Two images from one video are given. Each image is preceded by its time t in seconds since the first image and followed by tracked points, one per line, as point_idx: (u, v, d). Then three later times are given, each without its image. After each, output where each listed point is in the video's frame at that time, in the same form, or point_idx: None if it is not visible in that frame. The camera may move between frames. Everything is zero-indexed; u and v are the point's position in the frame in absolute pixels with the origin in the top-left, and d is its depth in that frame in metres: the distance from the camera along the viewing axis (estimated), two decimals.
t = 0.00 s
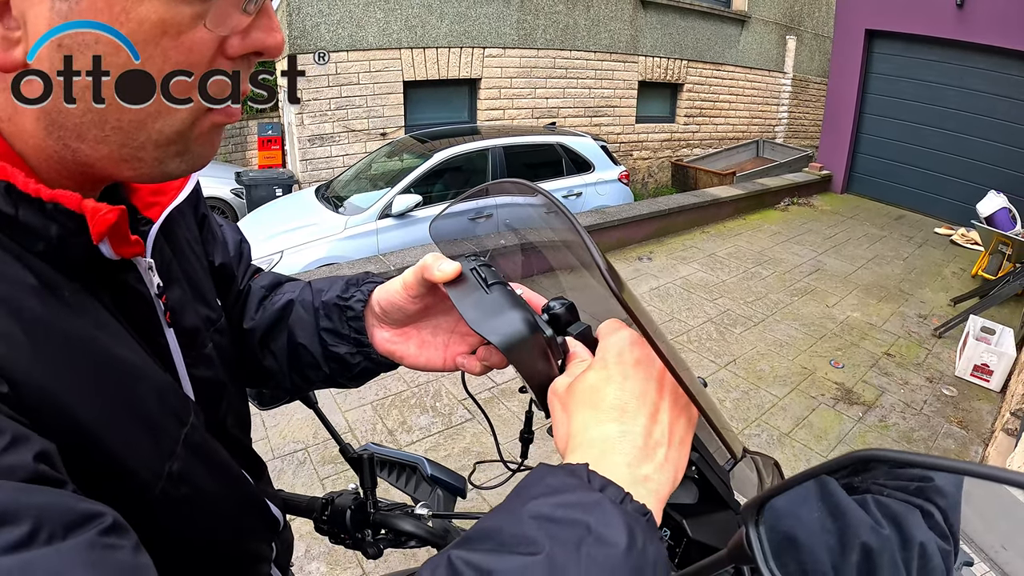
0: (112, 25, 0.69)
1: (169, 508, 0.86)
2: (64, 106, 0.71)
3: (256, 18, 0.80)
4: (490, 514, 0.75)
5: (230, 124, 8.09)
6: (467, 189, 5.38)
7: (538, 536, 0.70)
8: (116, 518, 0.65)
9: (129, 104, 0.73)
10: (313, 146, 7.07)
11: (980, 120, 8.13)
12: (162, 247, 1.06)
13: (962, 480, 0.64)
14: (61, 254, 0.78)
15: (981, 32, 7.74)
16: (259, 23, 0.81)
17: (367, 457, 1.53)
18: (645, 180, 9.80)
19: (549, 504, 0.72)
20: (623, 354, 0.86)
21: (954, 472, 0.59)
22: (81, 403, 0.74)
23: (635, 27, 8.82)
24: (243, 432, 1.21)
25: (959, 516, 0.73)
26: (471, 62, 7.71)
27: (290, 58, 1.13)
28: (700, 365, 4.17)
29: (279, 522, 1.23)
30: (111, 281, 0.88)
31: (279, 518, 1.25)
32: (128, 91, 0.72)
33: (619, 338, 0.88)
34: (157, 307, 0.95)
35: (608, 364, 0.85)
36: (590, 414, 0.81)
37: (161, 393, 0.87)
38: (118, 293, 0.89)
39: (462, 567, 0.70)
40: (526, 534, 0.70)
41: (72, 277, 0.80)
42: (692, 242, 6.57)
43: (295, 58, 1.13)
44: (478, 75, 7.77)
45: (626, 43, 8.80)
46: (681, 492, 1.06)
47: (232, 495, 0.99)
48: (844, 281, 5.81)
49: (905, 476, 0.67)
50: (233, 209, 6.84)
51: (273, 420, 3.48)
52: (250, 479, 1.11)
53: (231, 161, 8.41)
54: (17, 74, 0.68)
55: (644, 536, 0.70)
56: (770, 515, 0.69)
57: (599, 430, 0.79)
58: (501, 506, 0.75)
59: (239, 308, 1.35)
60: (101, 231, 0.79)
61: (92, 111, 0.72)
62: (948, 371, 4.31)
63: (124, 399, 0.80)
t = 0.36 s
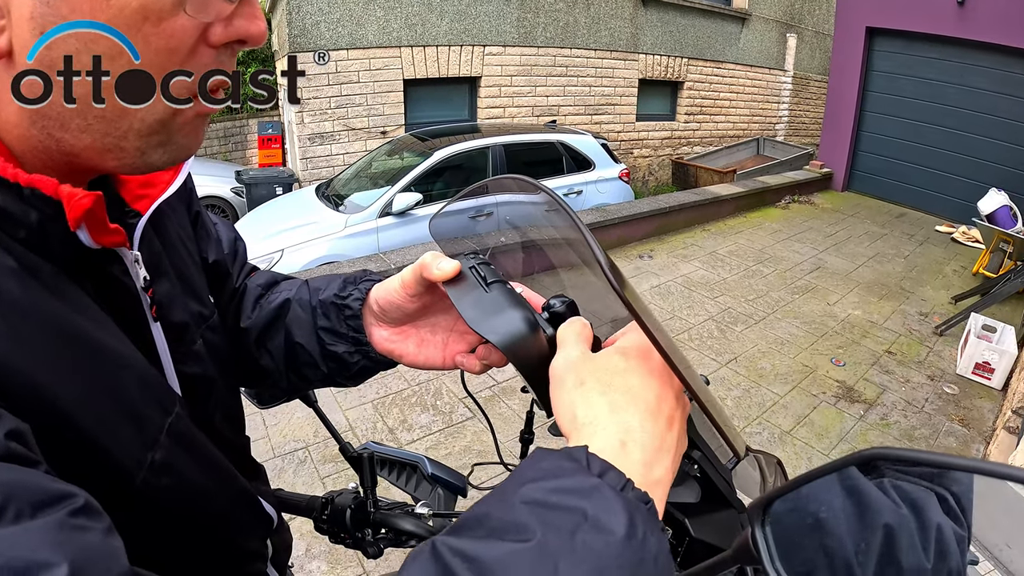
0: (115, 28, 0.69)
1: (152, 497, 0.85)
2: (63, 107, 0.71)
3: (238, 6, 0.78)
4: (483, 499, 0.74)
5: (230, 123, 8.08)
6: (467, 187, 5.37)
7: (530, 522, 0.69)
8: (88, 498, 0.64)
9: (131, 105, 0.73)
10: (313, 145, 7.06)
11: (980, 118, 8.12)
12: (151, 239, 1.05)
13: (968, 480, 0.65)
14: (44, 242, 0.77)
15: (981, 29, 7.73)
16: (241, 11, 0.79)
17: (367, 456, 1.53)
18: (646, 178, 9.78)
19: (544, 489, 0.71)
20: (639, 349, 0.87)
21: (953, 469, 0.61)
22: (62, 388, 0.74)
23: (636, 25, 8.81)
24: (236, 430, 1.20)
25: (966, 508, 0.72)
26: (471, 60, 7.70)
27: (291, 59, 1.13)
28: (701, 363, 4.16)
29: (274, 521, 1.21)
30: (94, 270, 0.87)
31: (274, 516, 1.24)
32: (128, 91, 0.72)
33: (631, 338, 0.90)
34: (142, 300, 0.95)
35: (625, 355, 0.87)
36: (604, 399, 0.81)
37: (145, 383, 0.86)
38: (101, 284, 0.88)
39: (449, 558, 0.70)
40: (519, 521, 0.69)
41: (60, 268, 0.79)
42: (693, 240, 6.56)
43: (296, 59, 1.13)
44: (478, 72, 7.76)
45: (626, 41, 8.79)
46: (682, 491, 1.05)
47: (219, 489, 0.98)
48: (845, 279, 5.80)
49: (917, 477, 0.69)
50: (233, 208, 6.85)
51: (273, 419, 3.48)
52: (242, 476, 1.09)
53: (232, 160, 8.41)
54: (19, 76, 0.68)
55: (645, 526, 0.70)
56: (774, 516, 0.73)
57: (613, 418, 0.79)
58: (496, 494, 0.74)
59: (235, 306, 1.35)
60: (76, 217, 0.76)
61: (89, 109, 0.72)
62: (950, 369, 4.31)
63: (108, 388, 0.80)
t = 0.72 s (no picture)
0: (114, 26, 0.68)
1: (144, 491, 0.85)
2: (64, 107, 0.71)
3: None
4: (481, 480, 0.73)
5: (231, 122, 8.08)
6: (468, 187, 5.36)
7: (529, 498, 0.69)
8: (68, 479, 0.64)
9: (130, 105, 0.74)
10: (314, 144, 7.06)
11: (981, 117, 8.11)
12: (143, 237, 1.05)
13: (976, 482, 0.65)
14: (29, 235, 0.77)
15: (982, 28, 7.73)
16: (228, 6, 0.77)
17: (368, 457, 1.53)
18: (647, 178, 9.77)
19: (544, 467, 0.72)
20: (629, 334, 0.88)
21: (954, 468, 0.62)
22: (50, 379, 0.73)
23: (636, 24, 8.81)
24: (232, 430, 1.20)
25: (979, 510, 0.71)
26: (471, 59, 7.70)
27: (290, 58, 1.13)
28: (703, 363, 4.16)
29: (269, 520, 1.21)
30: (81, 263, 0.86)
31: (271, 515, 1.24)
32: (128, 90, 0.72)
33: (623, 323, 0.91)
34: (132, 298, 0.94)
35: (614, 343, 0.87)
36: (598, 385, 0.82)
37: (134, 377, 0.85)
38: (90, 279, 0.88)
39: (448, 534, 0.68)
40: (518, 497, 0.69)
41: (48, 261, 0.79)
42: (693, 239, 6.55)
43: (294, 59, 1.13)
44: (479, 72, 7.75)
45: (626, 40, 8.79)
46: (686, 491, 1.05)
47: (212, 485, 0.98)
48: (846, 278, 5.80)
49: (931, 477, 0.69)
50: (233, 207, 6.92)
51: (273, 420, 3.47)
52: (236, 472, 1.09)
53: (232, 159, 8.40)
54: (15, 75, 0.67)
55: (647, 504, 0.70)
56: (785, 518, 0.77)
57: (606, 401, 0.80)
58: (494, 474, 0.74)
59: (234, 307, 1.34)
60: (57, 210, 0.75)
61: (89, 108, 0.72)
62: (951, 368, 4.30)
63: (97, 379, 0.80)
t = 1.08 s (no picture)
0: (112, 25, 0.68)
1: (143, 488, 0.84)
2: (64, 106, 0.70)
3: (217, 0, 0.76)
4: (486, 477, 0.73)
5: (231, 122, 8.09)
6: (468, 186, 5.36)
7: (532, 492, 0.69)
8: (66, 471, 0.64)
9: (128, 104, 0.73)
10: (314, 144, 7.06)
11: (981, 115, 8.10)
12: (140, 238, 1.05)
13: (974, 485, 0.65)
14: (25, 235, 0.77)
15: (982, 27, 7.73)
16: (220, 6, 0.76)
17: (367, 458, 1.53)
18: (647, 177, 9.76)
19: (548, 463, 0.72)
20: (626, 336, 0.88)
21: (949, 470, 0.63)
22: (49, 374, 0.73)
23: (636, 23, 8.80)
24: (230, 430, 1.20)
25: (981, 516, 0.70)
26: (472, 58, 7.70)
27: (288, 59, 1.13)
28: (704, 362, 4.16)
29: (268, 518, 1.21)
30: (78, 264, 0.86)
31: (270, 514, 1.24)
32: (127, 89, 0.72)
33: (620, 325, 0.91)
34: (129, 297, 0.94)
35: (608, 344, 0.87)
36: (596, 387, 0.83)
37: (132, 374, 0.85)
38: (87, 279, 0.88)
39: (452, 526, 0.68)
40: (521, 490, 0.70)
41: (45, 260, 0.79)
42: (694, 239, 6.55)
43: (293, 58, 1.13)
44: (479, 71, 7.75)
45: (627, 39, 8.79)
46: (686, 493, 1.05)
47: (210, 483, 0.97)
48: (847, 278, 5.79)
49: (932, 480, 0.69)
50: (234, 207, 6.85)
51: (274, 420, 3.47)
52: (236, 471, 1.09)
53: (232, 159, 8.41)
54: (15, 76, 0.67)
55: (649, 499, 0.70)
56: (785, 521, 0.79)
57: (606, 403, 0.81)
58: (500, 468, 0.74)
59: (234, 308, 1.34)
60: (54, 210, 0.75)
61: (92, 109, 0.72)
62: (952, 367, 4.30)
63: (96, 376, 0.80)
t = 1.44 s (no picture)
0: (111, 25, 0.68)
1: (145, 488, 0.84)
2: (64, 107, 0.70)
3: (217, 1, 0.76)
4: (490, 483, 0.73)
5: (231, 122, 8.09)
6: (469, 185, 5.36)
7: (537, 498, 0.69)
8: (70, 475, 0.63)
9: (128, 104, 0.73)
10: (314, 143, 7.07)
11: (982, 114, 8.09)
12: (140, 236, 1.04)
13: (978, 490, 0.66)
14: (29, 234, 0.76)
15: (984, 26, 7.71)
16: (220, 7, 0.76)
17: (367, 457, 1.53)
18: (648, 176, 9.76)
19: (553, 470, 0.72)
20: (622, 337, 0.88)
21: (955, 475, 0.63)
22: (53, 376, 0.73)
23: (637, 21, 8.79)
24: (230, 430, 1.20)
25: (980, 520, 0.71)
26: (472, 57, 7.70)
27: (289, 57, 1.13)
28: (704, 361, 4.15)
29: (268, 518, 1.21)
30: (81, 264, 0.86)
31: (270, 513, 1.24)
32: (127, 90, 0.72)
33: (619, 325, 0.91)
34: (130, 296, 0.94)
35: (609, 345, 0.87)
36: (595, 389, 0.83)
37: (134, 371, 0.85)
38: (89, 279, 0.88)
39: (460, 534, 0.68)
40: (527, 497, 0.70)
41: (49, 260, 0.79)
42: (695, 238, 6.55)
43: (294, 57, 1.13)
44: (479, 70, 7.75)
45: (627, 38, 8.79)
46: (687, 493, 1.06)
47: (210, 484, 0.97)
48: (848, 276, 5.79)
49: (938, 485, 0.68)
50: (234, 206, 6.85)
51: (275, 419, 3.47)
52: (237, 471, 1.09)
53: (233, 158, 8.42)
54: (16, 75, 0.67)
55: (651, 505, 0.70)
56: (785, 522, 0.78)
57: (609, 405, 0.80)
58: (507, 474, 0.74)
59: (232, 306, 1.34)
60: (58, 208, 0.75)
61: (98, 110, 0.72)
62: (953, 366, 4.30)
63: (99, 375, 0.80)
